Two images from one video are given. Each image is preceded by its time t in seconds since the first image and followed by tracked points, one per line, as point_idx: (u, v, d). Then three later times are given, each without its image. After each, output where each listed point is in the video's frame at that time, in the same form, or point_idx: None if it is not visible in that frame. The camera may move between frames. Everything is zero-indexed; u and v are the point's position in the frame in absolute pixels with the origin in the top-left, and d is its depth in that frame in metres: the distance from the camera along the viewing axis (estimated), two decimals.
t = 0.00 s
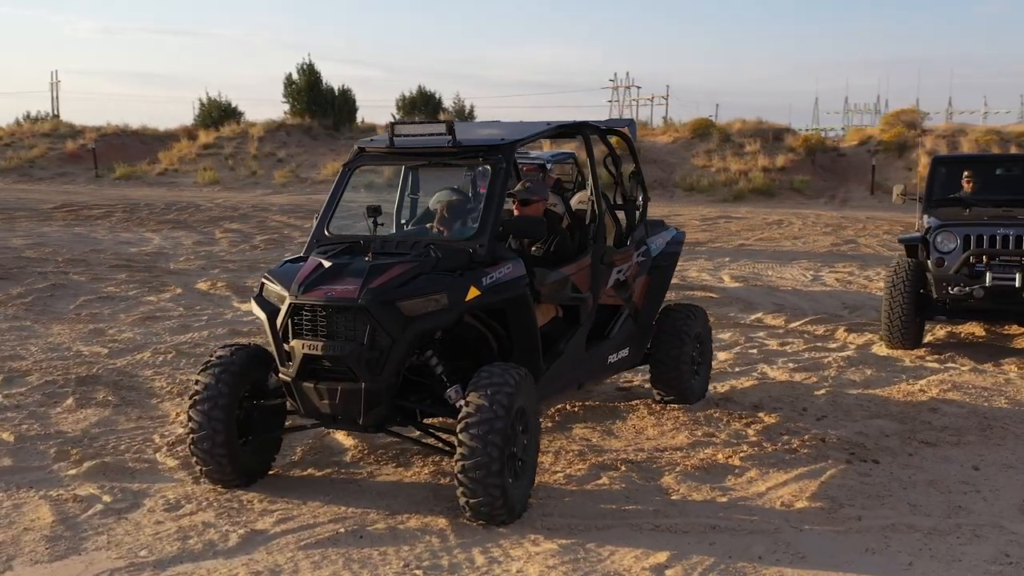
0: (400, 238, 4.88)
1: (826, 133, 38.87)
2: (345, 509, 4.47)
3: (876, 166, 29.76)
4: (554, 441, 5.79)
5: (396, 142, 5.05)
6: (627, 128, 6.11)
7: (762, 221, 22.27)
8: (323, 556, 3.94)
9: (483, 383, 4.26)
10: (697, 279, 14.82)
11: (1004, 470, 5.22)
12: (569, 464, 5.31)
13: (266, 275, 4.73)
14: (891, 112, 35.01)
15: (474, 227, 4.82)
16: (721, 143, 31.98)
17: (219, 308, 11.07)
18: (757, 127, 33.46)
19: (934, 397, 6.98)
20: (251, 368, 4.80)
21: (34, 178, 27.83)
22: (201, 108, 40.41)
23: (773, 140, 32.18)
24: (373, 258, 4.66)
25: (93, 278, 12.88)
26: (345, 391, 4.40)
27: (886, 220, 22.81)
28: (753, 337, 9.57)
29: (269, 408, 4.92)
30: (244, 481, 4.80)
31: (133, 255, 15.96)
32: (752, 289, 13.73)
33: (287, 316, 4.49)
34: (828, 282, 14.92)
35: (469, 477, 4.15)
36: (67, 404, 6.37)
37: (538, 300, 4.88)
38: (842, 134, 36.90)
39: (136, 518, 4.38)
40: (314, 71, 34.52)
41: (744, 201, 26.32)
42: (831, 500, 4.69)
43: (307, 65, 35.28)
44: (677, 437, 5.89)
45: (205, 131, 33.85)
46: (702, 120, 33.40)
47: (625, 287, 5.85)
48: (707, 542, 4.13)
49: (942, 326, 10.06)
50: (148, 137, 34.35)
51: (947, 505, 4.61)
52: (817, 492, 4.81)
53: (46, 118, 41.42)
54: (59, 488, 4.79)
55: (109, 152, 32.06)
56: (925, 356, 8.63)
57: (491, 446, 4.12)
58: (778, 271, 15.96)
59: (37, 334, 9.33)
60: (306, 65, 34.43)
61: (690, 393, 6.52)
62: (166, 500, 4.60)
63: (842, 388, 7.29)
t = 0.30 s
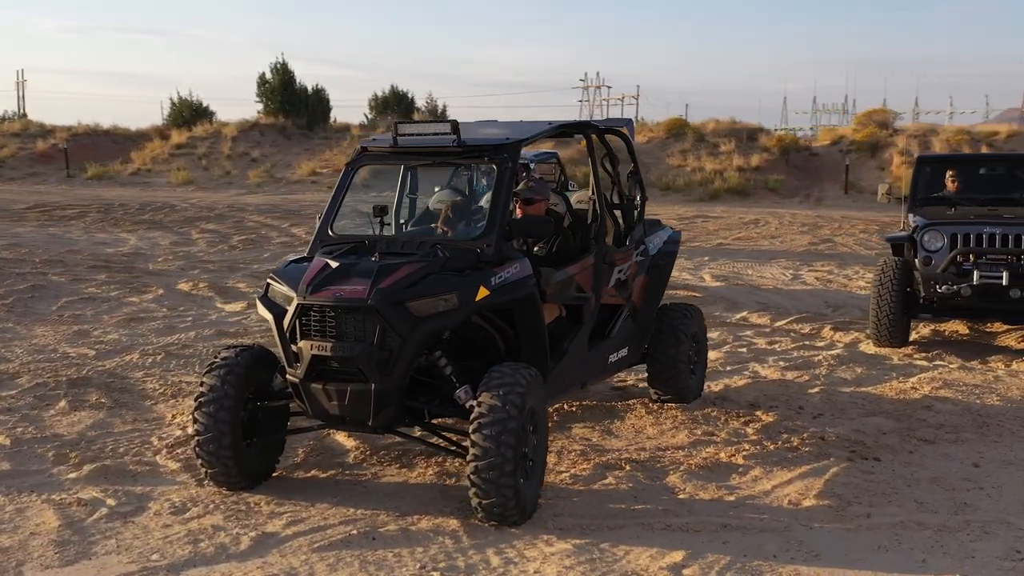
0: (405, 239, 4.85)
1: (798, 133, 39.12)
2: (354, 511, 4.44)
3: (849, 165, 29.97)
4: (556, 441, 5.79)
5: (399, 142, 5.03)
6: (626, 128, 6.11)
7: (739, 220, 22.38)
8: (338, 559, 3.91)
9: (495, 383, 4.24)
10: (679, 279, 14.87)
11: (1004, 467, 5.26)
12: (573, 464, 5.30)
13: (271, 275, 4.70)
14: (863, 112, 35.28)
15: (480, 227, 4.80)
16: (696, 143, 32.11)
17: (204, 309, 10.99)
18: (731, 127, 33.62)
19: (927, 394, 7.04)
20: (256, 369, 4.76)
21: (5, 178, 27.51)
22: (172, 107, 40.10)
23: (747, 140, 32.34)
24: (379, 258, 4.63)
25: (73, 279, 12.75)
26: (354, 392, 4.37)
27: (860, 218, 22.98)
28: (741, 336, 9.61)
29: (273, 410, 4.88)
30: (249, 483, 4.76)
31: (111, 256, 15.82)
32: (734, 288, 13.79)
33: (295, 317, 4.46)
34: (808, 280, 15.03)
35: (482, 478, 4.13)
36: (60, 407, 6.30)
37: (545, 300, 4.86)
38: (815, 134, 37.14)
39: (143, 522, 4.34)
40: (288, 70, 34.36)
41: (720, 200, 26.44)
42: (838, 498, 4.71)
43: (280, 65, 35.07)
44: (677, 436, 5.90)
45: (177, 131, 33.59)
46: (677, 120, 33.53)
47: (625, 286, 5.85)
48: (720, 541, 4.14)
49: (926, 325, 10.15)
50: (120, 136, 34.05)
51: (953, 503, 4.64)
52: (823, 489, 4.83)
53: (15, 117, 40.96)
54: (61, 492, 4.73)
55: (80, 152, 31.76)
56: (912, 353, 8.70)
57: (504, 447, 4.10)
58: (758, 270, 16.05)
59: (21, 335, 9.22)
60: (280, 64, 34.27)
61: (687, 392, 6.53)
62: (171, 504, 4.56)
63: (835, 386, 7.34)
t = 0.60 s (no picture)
0: (416, 239, 4.83)
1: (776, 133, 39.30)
2: (368, 513, 4.42)
3: (828, 165, 30.14)
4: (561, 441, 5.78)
5: (408, 142, 5.03)
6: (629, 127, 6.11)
7: (720, 220, 22.46)
8: (357, 562, 3.89)
9: (511, 384, 4.23)
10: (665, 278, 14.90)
11: (1009, 465, 5.30)
12: (582, 464, 5.29)
13: (280, 277, 4.68)
14: (841, 112, 35.48)
15: (491, 227, 4.78)
16: (676, 143, 32.22)
17: (193, 310, 10.91)
18: (711, 127, 33.74)
19: (925, 393, 7.08)
20: (265, 371, 4.72)
21: None
22: (149, 107, 39.83)
23: (727, 140, 32.47)
24: (391, 258, 4.60)
25: (58, 280, 12.64)
26: (368, 393, 4.34)
27: (841, 218, 23.10)
28: (734, 335, 9.65)
29: (282, 412, 4.85)
30: (259, 486, 4.72)
31: (94, 256, 15.69)
32: (722, 287, 13.83)
33: (307, 318, 4.42)
34: (794, 279, 15.10)
35: (498, 479, 4.12)
36: (59, 409, 6.24)
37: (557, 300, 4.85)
38: (794, 134, 37.32)
39: (155, 525, 4.30)
40: (267, 69, 34.21)
41: (701, 199, 26.52)
42: (849, 497, 4.73)
43: (259, 64, 34.89)
44: (682, 436, 5.91)
45: (155, 130, 33.37)
46: (657, 120, 33.63)
47: (630, 286, 5.85)
48: (738, 541, 4.14)
49: (917, 323, 10.21)
50: (97, 136, 33.78)
51: (963, 501, 4.66)
52: (834, 489, 4.85)
53: None
54: (69, 495, 4.68)
55: (57, 151, 31.49)
56: (905, 352, 8.76)
57: (521, 448, 4.09)
58: (744, 269, 16.11)
59: (11, 337, 9.13)
60: (259, 63, 34.12)
61: (688, 392, 6.54)
62: (182, 507, 4.52)
63: (833, 385, 7.37)
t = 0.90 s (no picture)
0: (426, 241, 4.81)
1: (756, 132, 39.44)
2: (383, 516, 4.40)
3: (809, 164, 30.29)
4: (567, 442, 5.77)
5: (417, 142, 5.00)
6: (632, 127, 6.10)
7: (704, 220, 22.52)
8: (376, 566, 3.87)
9: (527, 386, 4.22)
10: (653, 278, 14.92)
11: (1014, 464, 5.33)
12: (591, 465, 5.28)
13: (292, 279, 4.65)
14: (821, 112, 35.64)
15: (502, 229, 4.77)
16: (658, 143, 32.29)
17: (184, 311, 10.83)
18: (692, 127, 33.82)
19: (924, 392, 7.11)
20: (276, 373, 4.69)
21: None
22: (127, 106, 39.57)
23: (709, 140, 32.56)
24: (403, 259, 4.58)
25: (44, 281, 12.52)
26: (383, 396, 4.31)
27: (824, 217, 23.21)
28: (728, 335, 9.67)
29: (293, 414, 4.82)
30: (270, 489, 4.69)
31: (78, 257, 15.56)
32: (710, 286, 13.87)
33: (320, 320, 4.40)
34: (781, 279, 15.16)
35: (516, 482, 4.11)
36: (58, 413, 6.18)
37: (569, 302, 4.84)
38: (774, 134, 37.47)
39: (168, 530, 4.26)
40: (248, 69, 34.07)
41: (684, 199, 26.58)
42: (861, 496, 4.74)
43: (240, 64, 34.73)
44: (687, 437, 5.91)
45: (135, 130, 33.14)
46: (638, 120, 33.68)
47: (635, 287, 5.86)
48: (754, 541, 4.15)
49: (908, 322, 10.28)
50: (75, 135, 33.52)
51: (974, 500, 4.68)
52: (844, 488, 4.87)
53: None
54: (77, 500, 4.64)
55: (36, 151, 31.23)
56: (900, 351, 8.81)
57: (539, 450, 4.08)
58: (731, 269, 16.16)
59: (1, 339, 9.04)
60: (240, 62, 33.96)
61: (690, 392, 6.54)
62: (193, 511, 4.48)
63: (831, 384, 7.40)
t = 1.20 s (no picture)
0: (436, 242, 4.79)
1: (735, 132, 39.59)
2: (397, 518, 4.37)
3: (789, 164, 30.44)
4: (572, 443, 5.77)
5: (425, 142, 4.97)
6: (636, 128, 6.10)
7: (687, 220, 22.58)
8: (395, 569, 3.84)
9: (543, 387, 4.21)
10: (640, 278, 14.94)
11: (1018, 462, 5.37)
12: (599, 466, 5.28)
13: (302, 280, 4.62)
14: (800, 112, 35.82)
15: (513, 230, 4.76)
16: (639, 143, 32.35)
17: (173, 312, 10.75)
18: (673, 126, 33.91)
19: (921, 391, 7.16)
20: (286, 375, 4.66)
21: None
22: (104, 105, 39.26)
23: (690, 140, 32.65)
24: (414, 260, 4.56)
25: (28, 282, 12.40)
26: (396, 398, 4.29)
27: (805, 216, 23.33)
28: (721, 335, 9.69)
29: (302, 417, 4.79)
30: (280, 492, 4.65)
31: (60, 258, 15.41)
32: (698, 286, 13.90)
33: (333, 321, 4.37)
34: (767, 278, 15.22)
35: (533, 484, 4.09)
36: (57, 416, 6.11)
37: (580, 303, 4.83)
38: (754, 133, 37.62)
39: (180, 534, 4.22)
40: (228, 68, 33.89)
41: (666, 199, 26.64)
42: (871, 496, 4.76)
43: (219, 63, 34.54)
44: (691, 437, 5.92)
45: (113, 130, 32.88)
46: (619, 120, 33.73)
47: (640, 287, 5.85)
48: (770, 541, 4.16)
49: (898, 321, 10.34)
50: (52, 135, 33.23)
51: (983, 498, 4.71)
52: (853, 488, 4.89)
53: None
54: (85, 504, 4.58)
55: (12, 151, 30.93)
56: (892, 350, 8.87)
57: (555, 451, 4.07)
58: (716, 268, 16.20)
59: None
60: (220, 62, 33.79)
61: (692, 392, 6.54)
62: (204, 515, 4.44)
63: (829, 384, 7.44)
